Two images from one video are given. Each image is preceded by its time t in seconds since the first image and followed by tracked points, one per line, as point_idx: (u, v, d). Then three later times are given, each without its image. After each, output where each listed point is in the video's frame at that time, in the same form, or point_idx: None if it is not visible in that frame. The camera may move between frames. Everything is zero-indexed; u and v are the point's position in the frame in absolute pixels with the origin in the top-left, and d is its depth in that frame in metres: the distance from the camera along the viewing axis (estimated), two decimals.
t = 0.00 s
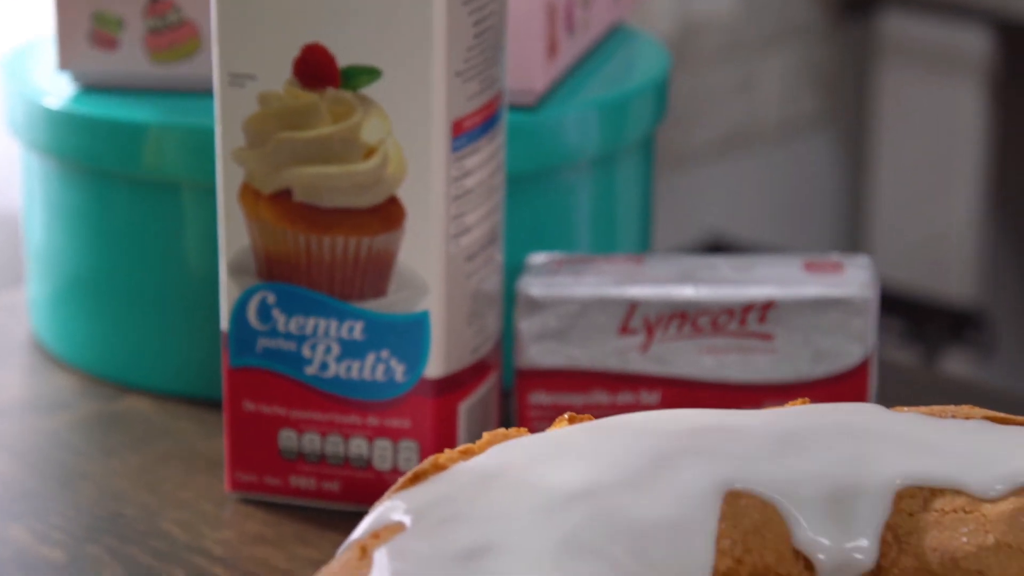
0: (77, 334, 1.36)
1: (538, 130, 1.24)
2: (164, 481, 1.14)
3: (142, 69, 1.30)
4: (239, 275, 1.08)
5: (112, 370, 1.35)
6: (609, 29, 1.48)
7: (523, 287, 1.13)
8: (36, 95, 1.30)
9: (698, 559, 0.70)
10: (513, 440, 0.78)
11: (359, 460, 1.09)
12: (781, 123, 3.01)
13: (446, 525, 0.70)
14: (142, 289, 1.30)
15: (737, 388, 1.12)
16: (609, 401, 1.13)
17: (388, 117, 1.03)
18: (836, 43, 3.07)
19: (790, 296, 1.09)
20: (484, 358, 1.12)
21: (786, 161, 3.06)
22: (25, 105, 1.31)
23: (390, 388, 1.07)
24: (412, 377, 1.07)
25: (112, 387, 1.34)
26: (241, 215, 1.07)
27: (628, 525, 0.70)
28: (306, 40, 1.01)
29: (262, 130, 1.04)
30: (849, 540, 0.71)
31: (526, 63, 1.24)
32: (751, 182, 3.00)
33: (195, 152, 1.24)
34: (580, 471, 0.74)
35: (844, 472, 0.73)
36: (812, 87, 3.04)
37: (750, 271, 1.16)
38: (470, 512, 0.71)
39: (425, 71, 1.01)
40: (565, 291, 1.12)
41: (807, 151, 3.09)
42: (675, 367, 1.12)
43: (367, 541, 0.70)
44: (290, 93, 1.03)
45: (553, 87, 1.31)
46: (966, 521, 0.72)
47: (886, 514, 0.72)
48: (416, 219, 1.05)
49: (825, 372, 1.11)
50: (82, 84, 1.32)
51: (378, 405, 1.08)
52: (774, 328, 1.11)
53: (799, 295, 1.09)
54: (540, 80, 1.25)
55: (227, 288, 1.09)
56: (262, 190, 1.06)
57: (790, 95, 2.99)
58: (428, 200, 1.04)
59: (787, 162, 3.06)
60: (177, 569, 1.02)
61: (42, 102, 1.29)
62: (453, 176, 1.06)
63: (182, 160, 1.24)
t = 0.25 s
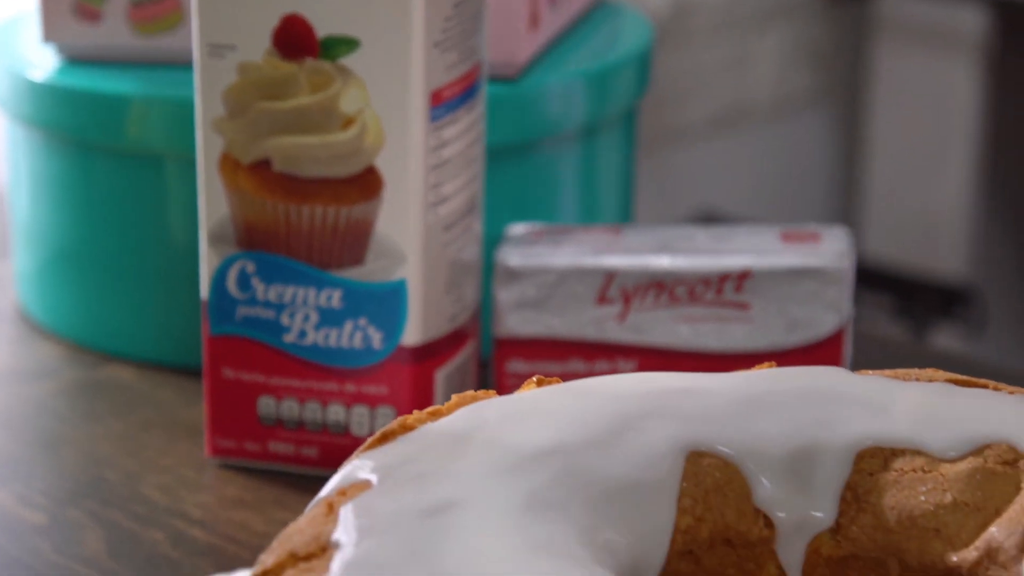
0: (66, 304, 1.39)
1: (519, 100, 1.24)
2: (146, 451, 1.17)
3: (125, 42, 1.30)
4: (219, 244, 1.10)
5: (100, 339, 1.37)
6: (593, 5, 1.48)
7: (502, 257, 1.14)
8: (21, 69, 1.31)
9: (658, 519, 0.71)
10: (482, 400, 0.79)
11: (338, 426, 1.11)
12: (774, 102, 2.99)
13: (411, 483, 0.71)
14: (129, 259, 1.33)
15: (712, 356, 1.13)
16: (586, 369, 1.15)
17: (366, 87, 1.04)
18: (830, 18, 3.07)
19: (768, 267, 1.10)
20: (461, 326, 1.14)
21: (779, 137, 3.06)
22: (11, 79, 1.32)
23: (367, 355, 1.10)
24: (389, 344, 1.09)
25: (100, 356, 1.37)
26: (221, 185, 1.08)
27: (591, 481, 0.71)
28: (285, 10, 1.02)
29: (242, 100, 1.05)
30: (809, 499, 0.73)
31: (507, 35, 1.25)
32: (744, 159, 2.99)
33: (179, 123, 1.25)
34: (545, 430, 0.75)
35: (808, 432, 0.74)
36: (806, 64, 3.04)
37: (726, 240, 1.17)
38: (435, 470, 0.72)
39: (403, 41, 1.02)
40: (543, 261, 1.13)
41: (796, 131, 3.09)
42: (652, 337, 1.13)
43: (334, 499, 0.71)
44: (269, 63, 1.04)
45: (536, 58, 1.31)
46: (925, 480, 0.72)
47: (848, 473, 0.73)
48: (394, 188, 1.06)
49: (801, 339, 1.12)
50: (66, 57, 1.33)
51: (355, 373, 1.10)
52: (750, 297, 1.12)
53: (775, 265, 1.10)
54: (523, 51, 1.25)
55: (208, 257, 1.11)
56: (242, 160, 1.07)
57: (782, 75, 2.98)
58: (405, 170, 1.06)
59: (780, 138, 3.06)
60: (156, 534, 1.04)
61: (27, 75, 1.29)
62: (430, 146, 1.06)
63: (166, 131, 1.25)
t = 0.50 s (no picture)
0: (49, 275, 1.39)
1: (499, 72, 1.24)
2: (127, 420, 1.18)
3: (109, 15, 1.31)
4: (198, 215, 1.11)
5: (82, 310, 1.38)
6: None
7: (481, 228, 1.15)
8: (7, 42, 1.31)
9: (622, 480, 0.72)
10: (449, 366, 0.80)
11: (315, 394, 1.13)
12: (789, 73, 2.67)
13: (376, 443, 0.71)
14: (111, 230, 1.33)
15: (688, 327, 1.15)
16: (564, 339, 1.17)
17: (345, 57, 1.05)
18: None
19: (745, 237, 1.12)
20: (439, 296, 1.16)
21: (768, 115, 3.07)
22: None
23: (345, 324, 1.11)
24: (367, 313, 1.11)
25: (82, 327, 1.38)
26: (200, 154, 1.09)
27: (555, 443, 0.72)
28: None
29: (221, 70, 1.06)
30: (772, 463, 0.73)
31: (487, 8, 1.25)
32: (760, 136, 2.67)
33: (162, 95, 1.26)
34: (511, 393, 0.75)
35: (772, 395, 0.74)
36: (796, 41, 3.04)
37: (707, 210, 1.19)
38: (400, 431, 0.72)
39: (382, 11, 1.03)
40: (522, 231, 1.14)
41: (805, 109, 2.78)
42: (627, 308, 1.15)
43: (301, 459, 0.71)
44: (248, 34, 1.04)
45: (517, 30, 1.31)
46: (886, 443, 0.73)
47: (811, 436, 0.74)
48: (371, 159, 1.07)
49: (776, 311, 1.14)
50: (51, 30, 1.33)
51: (333, 341, 1.12)
52: (726, 269, 1.14)
53: (752, 237, 1.12)
54: (504, 24, 1.26)
55: (187, 226, 1.12)
56: (221, 130, 1.07)
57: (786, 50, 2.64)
58: (383, 140, 1.07)
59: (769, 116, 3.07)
60: (134, 500, 1.06)
61: (14, 49, 1.30)
62: (408, 116, 1.07)
63: (150, 104, 1.26)
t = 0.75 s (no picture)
0: (35, 248, 1.40)
1: (482, 47, 1.24)
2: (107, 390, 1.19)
3: None
4: (178, 185, 1.12)
5: (68, 284, 1.39)
6: None
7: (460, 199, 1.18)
8: None
9: (588, 443, 0.72)
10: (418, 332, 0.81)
11: (293, 364, 1.15)
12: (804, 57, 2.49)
13: (343, 407, 0.72)
14: (98, 202, 1.34)
15: (664, 298, 1.18)
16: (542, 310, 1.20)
17: (324, 30, 1.06)
18: None
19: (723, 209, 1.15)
20: (417, 268, 1.18)
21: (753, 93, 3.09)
22: None
23: (323, 295, 1.13)
24: (344, 284, 1.12)
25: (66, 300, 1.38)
26: (181, 126, 1.10)
27: (520, 406, 0.72)
28: None
29: (202, 42, 1.07)
30: (736, 428, 0.74)
31: None
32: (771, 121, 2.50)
33: (146, 66, 1.26)
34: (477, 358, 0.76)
35: (736, 359, 0.75)
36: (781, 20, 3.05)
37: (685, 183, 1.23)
38: (366, 394, 0.73)
39: None
40: (502, 202, 1.17)
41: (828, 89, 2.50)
42: (604, 279, 1.18)
43: (268, 423, 0.72)
44: (229, 6, 1.06)
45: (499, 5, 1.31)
46: (849, 408, 0.73)
47: (774, 401, 0.74)
48: (350, 130, 1.08)
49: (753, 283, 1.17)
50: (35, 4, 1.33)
51: (311, 312, 1.13)
52: (703, 241, 1.16)
53: (728, 209, 1.15)
54: None
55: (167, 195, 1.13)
56: (201, 102, 1.08)
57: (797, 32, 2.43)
58: (361, 111, 1.08)
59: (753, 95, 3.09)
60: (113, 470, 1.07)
61: None
62: (387, 89, 1.08)
63: (135, 78, 1.26)
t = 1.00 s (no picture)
0: (19, 225, 1.41)
1: (465, 22, 1.25)
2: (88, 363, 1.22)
3: None
4: (159, 157, 1.13)
5: (54, 260, 1.40)
6: None
7: (441, 171, 1.22)
8: None
9: (554, 408, 0.73)
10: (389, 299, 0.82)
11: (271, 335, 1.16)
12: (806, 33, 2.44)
13: (311, 372, 0.72)
14: (80, 179, 1.35)
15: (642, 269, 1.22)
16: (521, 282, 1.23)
17: (304, 3, 1.07)
18: None
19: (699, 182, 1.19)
20: (396, 241, 1.20)
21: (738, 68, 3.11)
22: None
23: (302, 266, 1.14)
24: (322, 255, 1.14)
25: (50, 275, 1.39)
26: (162, 100, 1.11)
27: (487, 371, 0.73)
28: None
29: (182, 16, 1.07)
30: (703, 393, 0.75)
31: None
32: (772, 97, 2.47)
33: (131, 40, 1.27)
34: (445, 323, 0.77)
35: (703, 326, 0.76)
36: None
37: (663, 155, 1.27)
38: (334, 359, 0.73)
39: None
40: (482, 174, 1.21)
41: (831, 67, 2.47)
42: (584, 252, 1.21)
43: (237, 388, 0.72)
44: None
45: None
46: (813, 374, 0.74)
47: (740, 367, 0.75)
48: (328, 103, 1.10)
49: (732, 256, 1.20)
50: None
51: (289, 283, 1.15)
52: (681, 214, 1.20)
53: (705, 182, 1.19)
54: None
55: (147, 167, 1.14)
56: (182, 75, 1.09)
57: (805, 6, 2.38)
58: (341, 84, 1.09)
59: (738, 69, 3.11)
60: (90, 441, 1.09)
61: None
62: (366, 62, 1.10)
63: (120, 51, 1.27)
